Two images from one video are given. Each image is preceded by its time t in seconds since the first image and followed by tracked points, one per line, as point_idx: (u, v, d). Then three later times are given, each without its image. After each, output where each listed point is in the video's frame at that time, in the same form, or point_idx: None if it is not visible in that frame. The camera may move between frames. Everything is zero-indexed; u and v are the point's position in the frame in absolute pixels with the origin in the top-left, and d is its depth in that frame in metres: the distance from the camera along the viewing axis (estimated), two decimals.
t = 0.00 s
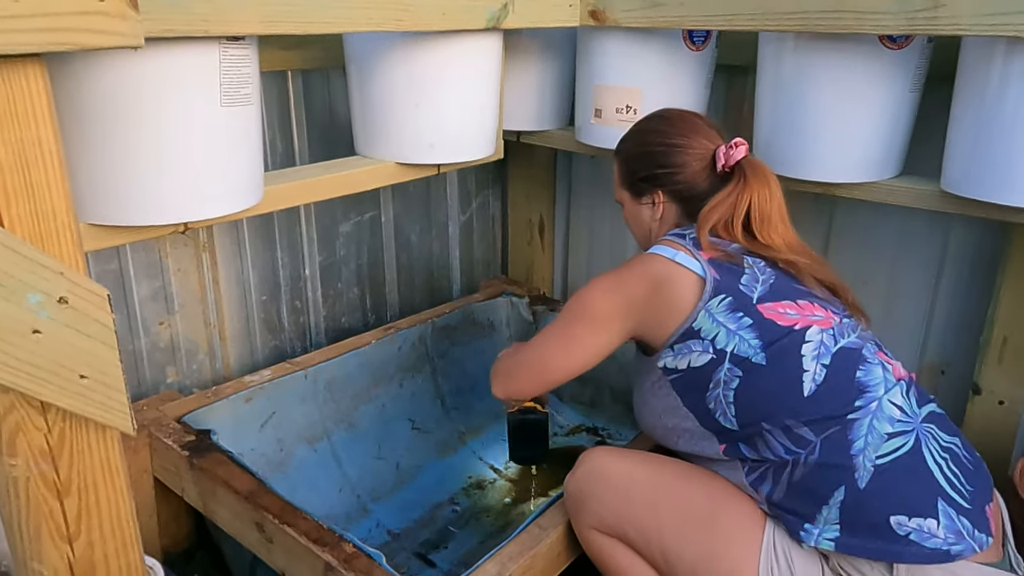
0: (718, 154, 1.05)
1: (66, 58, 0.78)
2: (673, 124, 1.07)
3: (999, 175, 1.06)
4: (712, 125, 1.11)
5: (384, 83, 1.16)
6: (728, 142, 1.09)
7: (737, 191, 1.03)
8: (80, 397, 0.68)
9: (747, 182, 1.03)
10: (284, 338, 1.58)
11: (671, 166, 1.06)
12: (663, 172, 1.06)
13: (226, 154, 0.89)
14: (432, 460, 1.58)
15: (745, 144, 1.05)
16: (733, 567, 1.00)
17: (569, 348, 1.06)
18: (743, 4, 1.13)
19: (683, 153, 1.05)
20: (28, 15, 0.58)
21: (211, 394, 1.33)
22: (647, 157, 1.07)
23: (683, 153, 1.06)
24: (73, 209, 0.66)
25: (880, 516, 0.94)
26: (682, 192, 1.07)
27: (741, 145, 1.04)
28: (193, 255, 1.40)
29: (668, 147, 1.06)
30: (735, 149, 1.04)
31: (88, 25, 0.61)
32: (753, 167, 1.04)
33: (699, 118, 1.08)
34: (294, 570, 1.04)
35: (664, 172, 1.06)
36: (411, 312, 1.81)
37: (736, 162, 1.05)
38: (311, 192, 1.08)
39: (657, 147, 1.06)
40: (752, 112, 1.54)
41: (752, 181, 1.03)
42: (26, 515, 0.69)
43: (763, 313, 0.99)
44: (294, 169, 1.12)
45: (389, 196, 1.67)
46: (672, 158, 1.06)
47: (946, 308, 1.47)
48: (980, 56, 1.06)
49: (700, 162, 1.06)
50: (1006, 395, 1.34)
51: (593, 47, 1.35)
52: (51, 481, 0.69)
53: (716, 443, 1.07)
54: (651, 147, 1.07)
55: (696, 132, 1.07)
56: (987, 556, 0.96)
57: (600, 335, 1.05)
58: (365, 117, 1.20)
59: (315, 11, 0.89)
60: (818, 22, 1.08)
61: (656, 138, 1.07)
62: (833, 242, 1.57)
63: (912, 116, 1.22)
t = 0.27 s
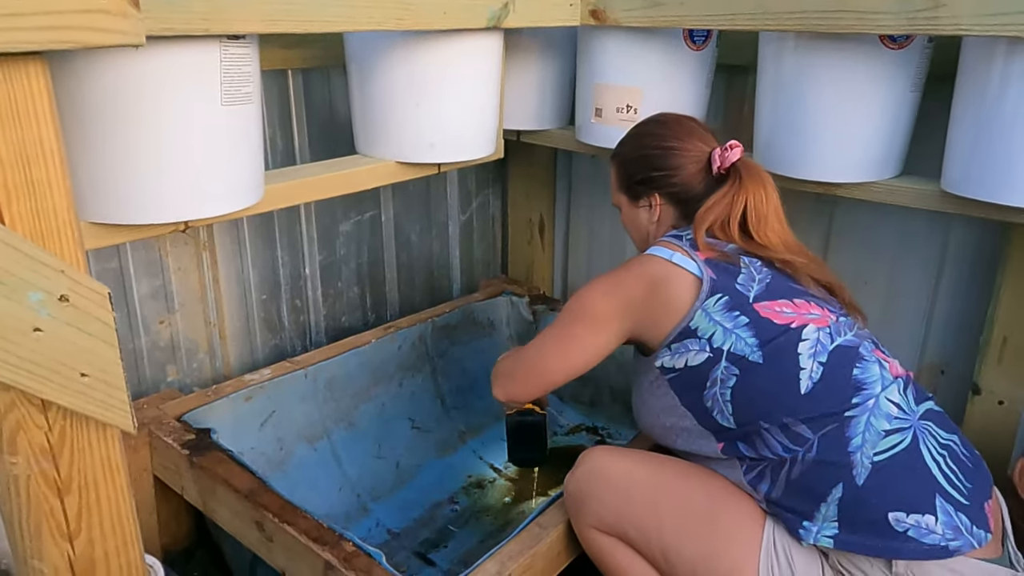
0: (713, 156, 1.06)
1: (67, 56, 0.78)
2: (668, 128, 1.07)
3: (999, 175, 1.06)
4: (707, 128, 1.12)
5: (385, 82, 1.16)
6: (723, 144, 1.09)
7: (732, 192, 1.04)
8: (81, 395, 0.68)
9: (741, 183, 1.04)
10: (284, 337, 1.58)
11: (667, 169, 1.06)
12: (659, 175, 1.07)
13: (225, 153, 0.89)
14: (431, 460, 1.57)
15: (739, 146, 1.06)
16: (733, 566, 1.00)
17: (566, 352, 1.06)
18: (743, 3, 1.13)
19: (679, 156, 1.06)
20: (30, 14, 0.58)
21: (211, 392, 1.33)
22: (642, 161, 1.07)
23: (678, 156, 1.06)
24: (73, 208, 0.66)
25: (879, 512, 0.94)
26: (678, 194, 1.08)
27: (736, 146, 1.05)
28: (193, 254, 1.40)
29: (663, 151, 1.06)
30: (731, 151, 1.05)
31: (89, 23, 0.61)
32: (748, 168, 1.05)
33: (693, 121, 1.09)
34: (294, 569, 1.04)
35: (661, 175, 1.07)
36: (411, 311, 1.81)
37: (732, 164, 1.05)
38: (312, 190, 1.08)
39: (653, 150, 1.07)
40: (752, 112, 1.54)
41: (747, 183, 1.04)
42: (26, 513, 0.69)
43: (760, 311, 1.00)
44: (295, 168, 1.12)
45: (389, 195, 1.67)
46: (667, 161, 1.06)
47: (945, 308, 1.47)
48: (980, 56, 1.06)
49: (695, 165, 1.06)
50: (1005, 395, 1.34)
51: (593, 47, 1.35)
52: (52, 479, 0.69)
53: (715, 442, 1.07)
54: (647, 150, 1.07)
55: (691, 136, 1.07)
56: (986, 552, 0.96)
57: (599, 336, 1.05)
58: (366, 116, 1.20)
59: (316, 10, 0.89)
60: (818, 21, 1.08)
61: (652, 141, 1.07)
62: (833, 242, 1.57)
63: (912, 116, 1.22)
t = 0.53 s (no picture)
0: (713, 155, 1.06)
1: (68, 56, 0.78)
2: (666, 127, 1.07)
3: (1000, 175, 1.06)
4: (707, 126, 1.12)
5: (385, 83, 1.16)
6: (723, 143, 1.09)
7: (734, 191, 1.04)
8: (82, 395, 0.68)
9: (743, 182, 1.04)
10: (284, 336, 1.58)
11: (666, 169, 1.06)
12: (660, 175, 1.07)
13: (225, 153, 0.89)
14: (432, 460, 1.57)
15: (740, 144, 1.06)
16: (733, 566, 1.00)
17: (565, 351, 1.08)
18: (743, 3, 1.14)
19: (678, 155, 1.06)
20: (32, 12, 0.58)
21: (211, 392, 1.33)
22: (641, 161, 1.08)
23: (678, 156, 1.06)
24: (74, 207, 0.66)
25: (879, 516, 0.94)
26: (678, 194, 1.08)
27: (737, 145, 1.05)
28: (194, 253, 1.40)
29: (663, 151, 1.06)
30: (732, 150, 1.05)
31: (90, 23, 0.61)
32: (750, 169, 1.04)
33: (692, 119, 1.09)
34: (295, 568, 1.04)
35: (661, 175, 1.07)
36: (411, 311, 1.81)
37: (732, 163, 1.06)
38: (312, 190, 1.08)
39: (653, 150, 1.07)
40: (752, 112, 1.54)
41: (749, 182, 1.04)
42: (27, 512, 0.69)
43: (761, 312, 0.99)
44: (296, 168, 1.12)
45: (389, 194, 1.67)
46: (667, 161, 1.06)
47: (946, 309, 1.47)
48: (981, 56, 1.06)
49: (695, 164, 1.07)
50: (1005, 395, 1.34)
51: (593, 46, 1.35)
52: (53, 478, 0.69)
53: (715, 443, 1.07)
54: (647, 150, 1.07)
55: (690, 134, 1.07)
56: (986, 557, 0.96)
57: (600, 334, 1.06)
58: (366, 116, 1.20)
59: (316, 9, 0.89)
60: (818, 21, 1.08)
61: (651, 141, 1.07)
62: (833, 242, 1.57)
63: (913, 117, 1.22)
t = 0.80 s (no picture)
0: (725, 149, 1.06)
1: (67, 56, 0.78)
2: (677, 122, 1.08)
3: (1000, 175, 1.06)
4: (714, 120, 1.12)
5: (384, 82, 1.16)
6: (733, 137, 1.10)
7: (750, 185, 1.05)
8: (81, 395, 0.68)
9: (758, 177, 1.04)
10: (284, 337, 1.58)
11: (678, 164, 1.07)
12: (672, 172, 1.07)
13: (225, 153, 0.89)
14: (433, 460, 1.57)
15: (751, 137, 1.06)
16: (734, 568, 1.00)
17: (574, 341, 1.08)
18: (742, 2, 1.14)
19: (690, 150, 1.06)
20: (32, 12, 0.58)
21: (211, 392, 1.33)
22: (652, 156, 1.08)
23: (690, 150, 1.06)
24: (73, 207, 0.66)
25: (890, 532, 0.94)
26: (691, 189, 1.08)
27: (748, 138, 1.06)
28: (193, 254, 1.40)
29: (674, 146, 1.07)
30: (743, 143, 1.05)
31: (89, 23, 0.61)
32: (765, 163, 1.04)
33: (700, 114, 1.09)
34: (295, 568, 1.04)
35: (673, 171, 1.07)
36: (411, 311, 1.81)
37: (745, 156, 1.06)
38: (312, 190, 1.08)
39: (664, 146, 1.07)
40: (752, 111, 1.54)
41: (764, 176, 1.04)
42: (26, 513, 0.69)
43: (780, 319, 0.99)
44: (297, 167, 1.12)
45: (389, 195, 1.67)
46: (678, 155, 1.06)
47: (946, 309, 1.47)
48: (981, 55, 1.06)
49: (707, 158, 1.07)
50: (1006, 394, 1.34)
51: (593, 46, 1.35)
52: (52, 478, 0.69)
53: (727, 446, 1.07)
54: (657, 146, 1.07)
55: (700, 129, 1.07)
56: None
57: (612, 324, 1.06)
58: (366, 115, 1.20)
59: (315, 9, 0.89)
60: (818, 19, 1.08)
61: (661, 137, 1.07)
62: (833, 242, 1.57)
63: (913, 116, 1.22)
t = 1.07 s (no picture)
0: (725, 155, 1.06)
1: (65, 64, 0.78)
2: (676, 127, 1.08)
3: (997, 178, 1.06)
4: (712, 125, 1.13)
5: (382, 88, 1.16)
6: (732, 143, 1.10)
7: (748, 191, 1.05)
8: (78, 403, 0.68)
9: (757, 183, 1.04)
10: (283, 342, 1.58)
11: (677, 169, 1.07)
12: (671, 177, 1.07)
13: (224, 159, 0.89)
14: (432, 464, 1.58)
15: (750, 142, 1.06)
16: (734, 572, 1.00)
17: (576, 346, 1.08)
18: (739, 7, 1.14)
19: (689, 156, 1.06)
20: (29, 22, 0.58)
21: (211, 398, 1.34)
22: (651, 161, 1.08)
23: (689, 156, 1.06)
24: (70, 216, 0.66)
25: (890, 534, 0.94)
26: (690, 194, 1.08)
27: (748, 144, 1.05)
28: (192, 260, 1.40)
29: (673, 151, 1.07)
30: (742, 150, 1.05)
31: (87, 32, 0.61)
32: (764, 170, 1.05)
33: (699, 120, 1.09)
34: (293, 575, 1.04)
35: (672, 176, 1.07)
36: (410, 316, 1.81)
37: (744, 163, 1.06)
38: (310, 196, 1.08)
39: (663, 151, 1.07)
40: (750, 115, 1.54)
41: (762, 183, 1.04)
42: (24, 521, 0.69)
43: (779, 322, 0.99)
44: (295, 173, 1.12)
45: (388, 200, 1.67)
46: (677, 161, 1.07)
47: (945, 311, 1.47)
48: (978, 59, 1.06)
49: (706, 164, 1.07)
50: (1005, 397, 1.34)
51: (591, 50, 1.35)
52: (49, 486, 0.69)
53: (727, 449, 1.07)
54: (656, 151, 1.07)
55: (699, 134, 1.08)
56: None
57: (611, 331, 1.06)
58: (364, 121, 1.20)
59: (313, 16, 0.90)
60: (815, 24, 1.09)
61: (660, 142, 1.07)
62: (831, 245, 1.57)
63: (910, 120, 1.22)
